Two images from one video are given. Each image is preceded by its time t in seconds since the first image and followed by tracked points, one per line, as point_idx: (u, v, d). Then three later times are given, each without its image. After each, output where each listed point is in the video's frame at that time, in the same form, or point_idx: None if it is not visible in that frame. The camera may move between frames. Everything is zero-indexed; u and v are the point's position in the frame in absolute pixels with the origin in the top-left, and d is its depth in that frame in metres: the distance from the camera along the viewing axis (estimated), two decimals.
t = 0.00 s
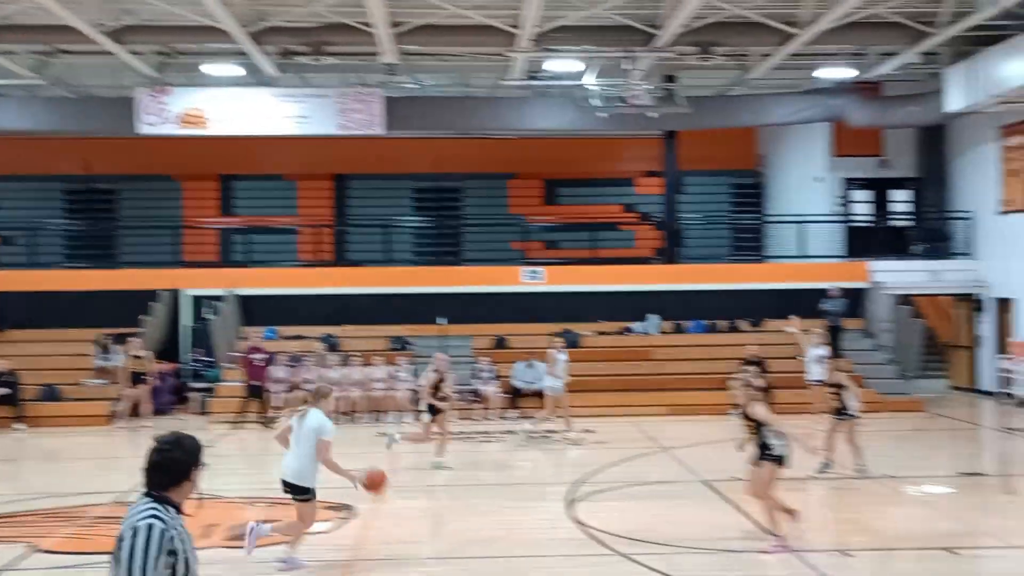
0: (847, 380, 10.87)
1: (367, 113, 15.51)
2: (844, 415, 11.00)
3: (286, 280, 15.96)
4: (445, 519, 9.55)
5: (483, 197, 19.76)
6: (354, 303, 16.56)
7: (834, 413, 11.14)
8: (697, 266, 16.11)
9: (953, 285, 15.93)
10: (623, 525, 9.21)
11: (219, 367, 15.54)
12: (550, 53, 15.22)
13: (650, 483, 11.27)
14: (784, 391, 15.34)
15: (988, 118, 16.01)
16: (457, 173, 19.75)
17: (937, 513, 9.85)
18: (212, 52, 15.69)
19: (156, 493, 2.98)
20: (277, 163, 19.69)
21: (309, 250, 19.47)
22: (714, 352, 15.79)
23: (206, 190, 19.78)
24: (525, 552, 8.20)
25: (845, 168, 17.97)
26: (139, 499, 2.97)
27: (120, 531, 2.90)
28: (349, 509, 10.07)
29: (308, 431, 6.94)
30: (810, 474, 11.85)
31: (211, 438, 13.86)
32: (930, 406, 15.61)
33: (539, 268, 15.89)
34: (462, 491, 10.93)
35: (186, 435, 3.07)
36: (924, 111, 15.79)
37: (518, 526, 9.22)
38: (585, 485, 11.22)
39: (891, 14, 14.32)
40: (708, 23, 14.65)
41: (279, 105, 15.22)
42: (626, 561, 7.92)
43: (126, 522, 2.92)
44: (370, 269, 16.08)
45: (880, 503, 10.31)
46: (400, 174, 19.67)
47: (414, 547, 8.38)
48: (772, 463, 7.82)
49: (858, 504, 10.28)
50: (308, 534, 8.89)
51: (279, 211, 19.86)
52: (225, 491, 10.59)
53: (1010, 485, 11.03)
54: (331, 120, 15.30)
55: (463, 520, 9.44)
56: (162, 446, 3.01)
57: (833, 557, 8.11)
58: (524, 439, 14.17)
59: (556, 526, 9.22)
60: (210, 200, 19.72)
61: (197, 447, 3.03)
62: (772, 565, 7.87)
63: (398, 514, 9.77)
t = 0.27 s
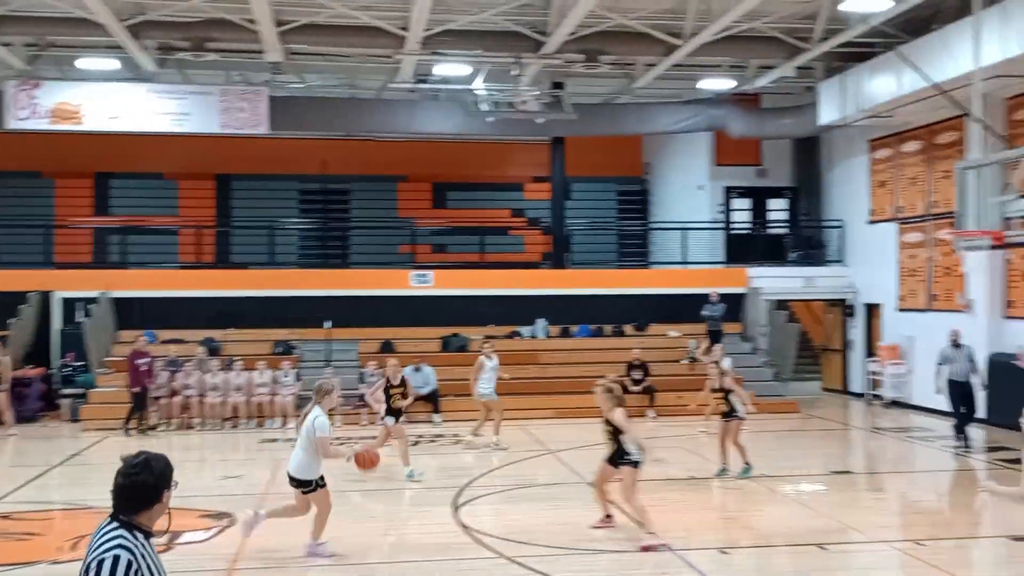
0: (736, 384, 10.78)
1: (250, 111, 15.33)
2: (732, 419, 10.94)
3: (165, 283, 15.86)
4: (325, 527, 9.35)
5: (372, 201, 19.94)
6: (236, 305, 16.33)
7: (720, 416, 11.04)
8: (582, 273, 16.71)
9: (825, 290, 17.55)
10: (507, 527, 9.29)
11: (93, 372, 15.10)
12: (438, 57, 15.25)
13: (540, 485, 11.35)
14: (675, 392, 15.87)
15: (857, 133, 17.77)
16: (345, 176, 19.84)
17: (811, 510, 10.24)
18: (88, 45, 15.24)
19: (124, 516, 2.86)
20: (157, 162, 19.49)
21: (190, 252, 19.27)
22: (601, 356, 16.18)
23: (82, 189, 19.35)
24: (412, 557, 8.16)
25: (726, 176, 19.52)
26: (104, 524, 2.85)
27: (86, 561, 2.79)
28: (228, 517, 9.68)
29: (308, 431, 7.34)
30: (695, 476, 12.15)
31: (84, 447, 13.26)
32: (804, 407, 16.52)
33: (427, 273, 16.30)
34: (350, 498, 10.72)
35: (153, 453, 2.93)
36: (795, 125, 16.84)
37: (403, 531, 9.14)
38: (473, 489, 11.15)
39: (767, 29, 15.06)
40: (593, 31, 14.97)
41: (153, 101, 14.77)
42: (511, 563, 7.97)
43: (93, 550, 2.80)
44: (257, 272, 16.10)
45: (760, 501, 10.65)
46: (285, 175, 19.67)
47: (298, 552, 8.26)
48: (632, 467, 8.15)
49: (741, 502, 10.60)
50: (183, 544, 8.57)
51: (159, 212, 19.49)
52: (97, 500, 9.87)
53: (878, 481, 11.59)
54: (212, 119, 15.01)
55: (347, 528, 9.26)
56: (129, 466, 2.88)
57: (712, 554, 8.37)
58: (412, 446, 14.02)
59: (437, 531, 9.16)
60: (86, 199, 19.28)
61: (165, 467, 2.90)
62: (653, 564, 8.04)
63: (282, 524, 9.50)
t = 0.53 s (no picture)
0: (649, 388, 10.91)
1: (142, 107, 15.05)
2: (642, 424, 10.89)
3: (54, 284, 15.85)
4: (219, 535, 9.01)
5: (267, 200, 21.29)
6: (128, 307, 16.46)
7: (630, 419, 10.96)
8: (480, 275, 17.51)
9: (718, 291, 18.58)
10: (404, 530, 9.14)
11: None
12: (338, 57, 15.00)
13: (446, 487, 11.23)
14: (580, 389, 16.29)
15: (751, 138, 18.64)
16: (240, 175, 21.14)
17: (708, 506, 10.28)
18: None
19: (106, 508, 2.80)
20: (45, 159, 20.13)
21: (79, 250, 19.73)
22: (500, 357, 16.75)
23: None
24: (304, 566, 7.92)
25: (625, 178, 20.04)
26: (82, 518, 2.78)
27: (68, 556, 2.69)
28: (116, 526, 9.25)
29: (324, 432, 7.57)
30: (594, 476, 12.08)
31: None
32: (700, 405, 17.26)
33: (325, 274, 16.71)
34: (242, 505, 10.33)
35: (129, 442, 2.88)
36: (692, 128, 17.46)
37: (299, 538, 8.90)
38: (374, 493, 10.86)
39: (664, 34, 15.43)
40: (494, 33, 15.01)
41: (36, 95, 14.25)
42: (410, 569, 7.81)
43: (73, 544, 2.72)
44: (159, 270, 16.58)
45: (662, 499, 10.63)
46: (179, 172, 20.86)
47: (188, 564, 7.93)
48: (522, 466, 8.23)
49: (637, 501, 10.52)
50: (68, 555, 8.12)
51: (46, 210, 20.10)
52: None
53: (771, 477, 11.69)
54: (101, 115, 14.57)
55: (239, 536, 8.95)
56: (108, 457, 2.83)
57: (611, 554, 8.33)
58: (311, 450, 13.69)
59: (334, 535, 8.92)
60: None
61: (143, 455, 2.86)
62: (550, 565, 7.94)
63: (171, 533, 9.10)
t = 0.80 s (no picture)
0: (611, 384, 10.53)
1: (75, 106, 15.15)
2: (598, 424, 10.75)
3: None
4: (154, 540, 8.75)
5: (204, 198, 22.19)
6: (64, 311, 16.40)
7: (589, 416, 10.74)
8: (419, 276, 18.21)
9: (660, 293, 18.98)
10: (340, 534, 8.91)
11: None
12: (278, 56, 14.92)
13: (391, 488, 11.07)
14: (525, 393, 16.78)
15: (690, 143, 18.89)
16: (177, 175, 22.07)
17: (649, 507, 10.14)
18: None
19: (133, 518, 2.81)
20: None
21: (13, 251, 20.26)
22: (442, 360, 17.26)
23: None
24: (236, 570, 7.68)
25: (567, 182, 20.22)
26: (107, 529, 2.78)
27: (98, 565, 2.69)
28: (46, 534, 8.97)
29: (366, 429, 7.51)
30: (537, 476, 11.92)
31: None
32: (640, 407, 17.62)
33: (265, 276, 17.29)
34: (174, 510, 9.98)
35: (153, 452, 2.88)
36: (634, 132, 17.92)
37: (234, 543, 8.64)
38: (315, 496, 10.59)
39: (605, 38, 15.67)
40: (436, 35, 15.07)
41: None
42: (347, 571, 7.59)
43: (103, 554, 2.71)
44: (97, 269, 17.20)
45: (608, 500, 10.44)
46: (116, 172, 21.78)
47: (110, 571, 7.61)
48: (486, 458, 7.89)
49: (572, 503, 10.26)
50: None
51: None
52: None
53: (711, 478, 11.63)
54: (33, 113, 14.73)
55: (170, 542, 8.66)
56: (134, 467, 2.84)
57: (551, 555, 8.19)
58: (249, 454, 13.39)
59: (271, 541, 8.70)
60: None
61: (168, 464, 2.86)
62: (487, 567, 7.76)
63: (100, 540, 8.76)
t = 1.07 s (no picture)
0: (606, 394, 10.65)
1: (53, 106, 15.06)
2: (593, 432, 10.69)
3: None
4: (132, 543, 8.68)
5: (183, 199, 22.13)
6: (41, 311, 16.45)
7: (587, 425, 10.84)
8: (401, 278, 18.21)
9: (642, 294, 19.04)
10: (320, 536, 8.86)
11: None
12: (259, 56, 14.90)
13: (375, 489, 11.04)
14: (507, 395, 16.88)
15: (672, 143, 18.93)
16: (156, 175, 21.98)
17: (631, 508, 10.12)
18: None
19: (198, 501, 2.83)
20: None
21: None
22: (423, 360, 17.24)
23: None
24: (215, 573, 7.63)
25: (549, 182, 20.41)
26: (172, 512, 2.81)
27: (163, 548, 2.72)
28: (23, 537, 8.89)
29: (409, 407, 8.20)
30: (519, 478, 11.91)
31: None
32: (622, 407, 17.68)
33: (245, 277, 17.29)
34: (153, 513, 9.88)
35: (214, 436, 2.90)
36: (616, 133, 18.04)
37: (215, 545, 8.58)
38: (295, 498, 10.54)
39: (588, 38, 15.75)
40: (418, 35, 15.10)
41: None
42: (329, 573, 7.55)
43: (168, 537, 2.74)
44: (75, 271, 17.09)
45: (591, 501, 10.42)
46: (94, 173, 21.66)
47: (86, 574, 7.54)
48: (495, 463, 7.81)
49: (555, 505, 10.25)
50: None
51: None
52: None
53: (693, 478, 11.65)
54: (10, 113, 14.59)
55: (149, 545, 8.59)
56: (198, 450, 2.86)
57: (534, 556, 8.16)
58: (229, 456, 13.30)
59: (249, 543, 8.65)
60: None
61: (226, 448, 2.87)
62: (467, 569, 7.73)
63: (78, 543, 8.66)
